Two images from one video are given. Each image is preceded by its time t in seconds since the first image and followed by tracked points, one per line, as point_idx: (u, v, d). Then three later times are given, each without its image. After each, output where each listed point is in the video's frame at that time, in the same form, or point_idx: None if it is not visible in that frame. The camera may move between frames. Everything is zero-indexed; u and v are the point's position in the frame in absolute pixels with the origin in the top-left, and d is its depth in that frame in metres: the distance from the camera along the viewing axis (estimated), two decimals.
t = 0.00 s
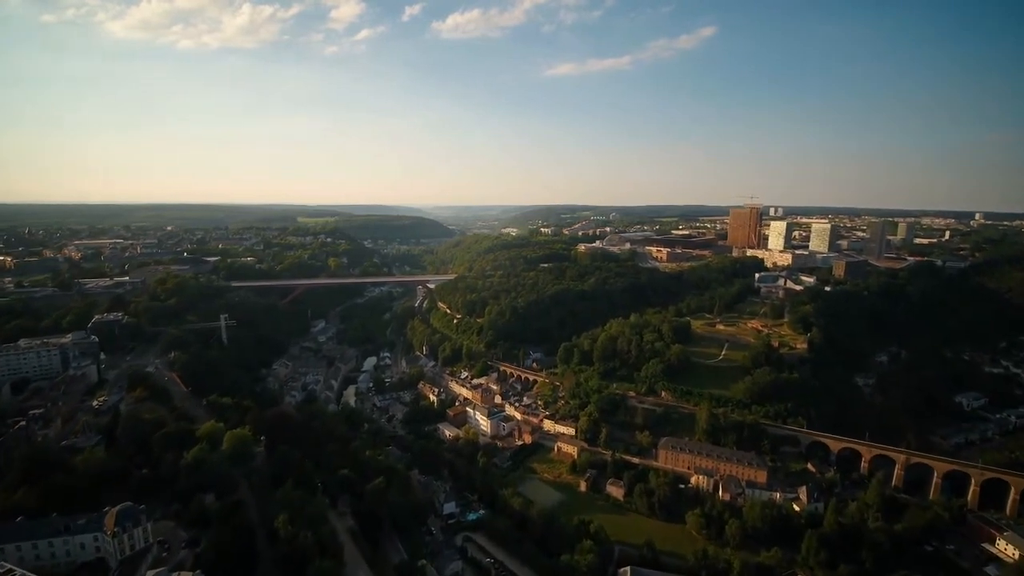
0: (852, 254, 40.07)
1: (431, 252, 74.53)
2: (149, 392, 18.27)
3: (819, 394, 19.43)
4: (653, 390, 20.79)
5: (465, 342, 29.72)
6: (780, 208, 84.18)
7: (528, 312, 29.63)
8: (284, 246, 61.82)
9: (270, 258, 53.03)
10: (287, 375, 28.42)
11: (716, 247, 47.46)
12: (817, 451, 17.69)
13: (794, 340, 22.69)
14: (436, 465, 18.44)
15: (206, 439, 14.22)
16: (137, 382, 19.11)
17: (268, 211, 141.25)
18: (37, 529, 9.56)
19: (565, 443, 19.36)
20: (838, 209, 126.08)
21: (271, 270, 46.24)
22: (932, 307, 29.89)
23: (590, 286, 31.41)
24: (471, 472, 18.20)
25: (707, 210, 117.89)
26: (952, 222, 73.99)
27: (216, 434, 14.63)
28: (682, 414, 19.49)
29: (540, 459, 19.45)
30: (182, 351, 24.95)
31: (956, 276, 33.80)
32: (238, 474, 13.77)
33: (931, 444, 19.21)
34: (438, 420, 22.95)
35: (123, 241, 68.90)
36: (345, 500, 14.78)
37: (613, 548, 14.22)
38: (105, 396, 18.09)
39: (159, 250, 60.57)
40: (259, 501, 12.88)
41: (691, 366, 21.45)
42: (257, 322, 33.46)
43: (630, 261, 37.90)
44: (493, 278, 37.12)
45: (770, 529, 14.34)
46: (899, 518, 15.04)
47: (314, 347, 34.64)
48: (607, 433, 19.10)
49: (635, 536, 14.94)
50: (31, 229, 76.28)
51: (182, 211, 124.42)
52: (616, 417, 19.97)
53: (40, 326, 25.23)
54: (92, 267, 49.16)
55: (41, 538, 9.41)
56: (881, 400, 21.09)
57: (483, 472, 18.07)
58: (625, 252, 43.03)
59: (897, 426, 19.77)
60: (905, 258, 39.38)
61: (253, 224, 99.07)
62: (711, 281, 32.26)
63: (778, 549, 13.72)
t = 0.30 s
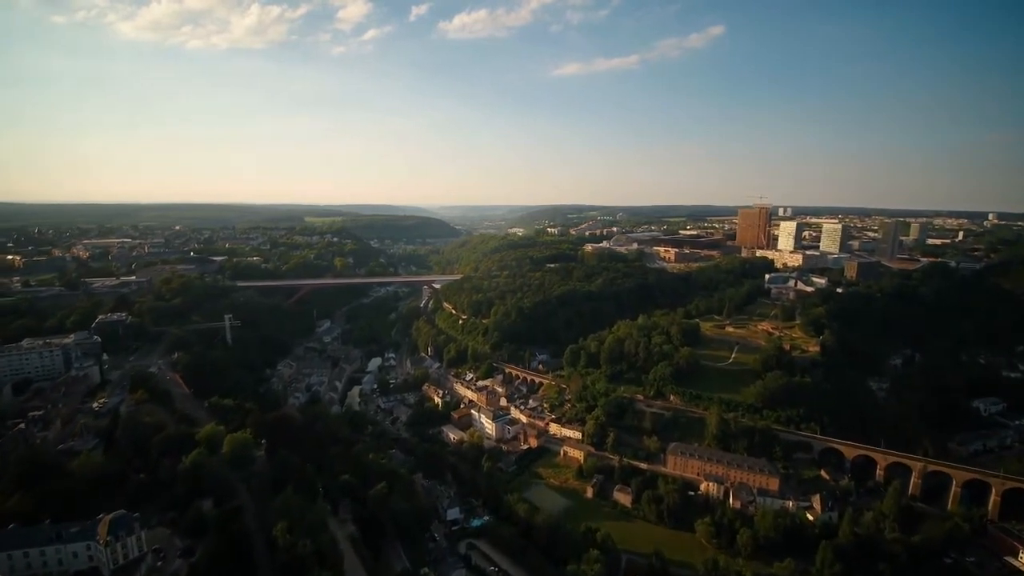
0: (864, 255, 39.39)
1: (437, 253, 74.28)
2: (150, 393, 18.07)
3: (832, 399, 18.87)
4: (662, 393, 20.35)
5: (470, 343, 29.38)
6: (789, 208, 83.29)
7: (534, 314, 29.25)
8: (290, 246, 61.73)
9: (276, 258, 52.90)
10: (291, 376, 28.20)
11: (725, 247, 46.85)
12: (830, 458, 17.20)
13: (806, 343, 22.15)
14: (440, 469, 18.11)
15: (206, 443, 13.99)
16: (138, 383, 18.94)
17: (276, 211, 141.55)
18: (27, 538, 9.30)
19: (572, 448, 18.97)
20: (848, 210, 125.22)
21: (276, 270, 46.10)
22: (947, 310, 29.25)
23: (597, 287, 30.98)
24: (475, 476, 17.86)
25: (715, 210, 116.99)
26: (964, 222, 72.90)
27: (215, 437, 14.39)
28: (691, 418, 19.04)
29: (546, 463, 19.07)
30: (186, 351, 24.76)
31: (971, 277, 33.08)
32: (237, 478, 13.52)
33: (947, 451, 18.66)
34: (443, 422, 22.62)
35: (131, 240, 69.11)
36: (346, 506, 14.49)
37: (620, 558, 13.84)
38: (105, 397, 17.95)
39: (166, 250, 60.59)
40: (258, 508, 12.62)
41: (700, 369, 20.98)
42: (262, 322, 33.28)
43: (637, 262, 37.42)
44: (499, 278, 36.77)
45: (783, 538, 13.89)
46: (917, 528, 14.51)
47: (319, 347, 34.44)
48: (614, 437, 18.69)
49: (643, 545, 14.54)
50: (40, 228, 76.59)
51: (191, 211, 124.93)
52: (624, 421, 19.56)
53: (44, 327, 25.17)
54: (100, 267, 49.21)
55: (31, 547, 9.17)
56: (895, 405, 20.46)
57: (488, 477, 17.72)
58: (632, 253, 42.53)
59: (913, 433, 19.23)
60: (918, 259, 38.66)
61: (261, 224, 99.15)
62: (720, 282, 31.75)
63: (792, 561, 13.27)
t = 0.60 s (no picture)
0: (878, 256, 38.60)
1: (445, 253, 74.01)
2: (152, 395, 17.90)
3: (847, 406, 18.24)
4: (671, 397, 19.88)
5: (476, 344, 29.02)
6: (800, 208, 82.19)
7: (541, 315, 28.85)
8: (298, 246, 61.68)
9: (283, 258, 52.83)
10: (296, 377, 27.98)
11: (735, 248, 46.22)
12: (846, 466, 16.65)
13: (820, 347, 21.57)
14: (445, 474, 17.77)
15: (205, 448, 13.75)
16: (140, 385, 18.78)
17: (284, 211, 141.93)
18: (19, 547, 9.06)
19: (579, 453, 18.55)
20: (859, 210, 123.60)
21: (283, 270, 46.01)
22: (965, 313, 28.44)
23: (605, 288, 30.54)
24: (480, 482, 17.50)
25: (724, 210, 115.83)
26: (981, 222, 71.52)
27: (215, 442, 14.15)
28: (702, 423, 18.56)
29: (552, 468, 18.66)
30: (190, 352, 24.61)
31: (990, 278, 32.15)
32: (237, 483, 13.28)
33: (968, 459, 18.03)
34: (448, 426, 22.27)
35: (140, 240, 69.39)
36: (347, 513, 14.18)
37: (629, 569, 13.42)
38: (107, 399, 17.82)
39: (174, 249, 60.74)
40: (257, 515, 12.35)
41: (711, 373, 20.48)
42: (268, 322, 33.10)
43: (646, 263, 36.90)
44: (505, 279, 36.41)
45: (798, 550, 13.41)
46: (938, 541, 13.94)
47: (325, 348, 34.24)
48: (623, 443, 18.25)
49: (653, 556, 14.10)
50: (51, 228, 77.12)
51: (201, 211, 125.52)
52: (632, 426, 19.11)
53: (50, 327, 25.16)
54: (108, 266, 49.35)
55: (21, 557, 8.94)
56: (912, 412, 19.76)
57: (494, 483, 17.35)
58: (641, 253, 42.02)
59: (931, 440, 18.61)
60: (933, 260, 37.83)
61: (269, 223, 99.25)
62: (730, 283, 31.20)
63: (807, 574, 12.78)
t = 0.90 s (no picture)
0: (893, 257, 37.80)
1: (452, 252, 73.72)
2: (155, 397, 17.75)
3: (864, 411, 17.72)
4: (682, 402, 19.42)
5: (483, 346, 28.66)
6: (812, 208, 81.05)
7: (549, 317, 28.47)
8: (306, 245, 61.63)
9: (291, 258, 52.74)
10: (302, 377, 27.78)
11: (746, 248, 45.55)
12: (863, 474, 16.12)
13: (836, 350, 21.00)
14: (450, 478, 17.44)
15: (206, 453, 13.53)
16: (144, 387, 18.65)
17: (293, 211, 142.37)
18: (12, 555, 8.85)
19: (587, 458, 18.12)
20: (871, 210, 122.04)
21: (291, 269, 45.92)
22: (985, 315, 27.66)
23: (614, 289, 30.08)
24: (486, 487, 17.16)
25: (734, 210, 114.66)
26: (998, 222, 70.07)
27: (216, 445, 13.92)
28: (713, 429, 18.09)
29: (560, 473, 18.24)
30: (195, 353, 24.47)
31: (1011, 279, 31.29)
32: (237, 488, 13.04)
33: (990, 467, 17.41)
34: (454, 428, 21.95)
35: (151, 239, 69.71)
36: (349, 519, 13.88)
37: None
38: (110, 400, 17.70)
39: (183, 249, 60.90)
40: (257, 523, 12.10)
41: (723, 376, 19.98)
42: (274, 322, 32.94)
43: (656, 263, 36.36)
44: (513, 279, 36.04)
45: (815, 562, 12.90)
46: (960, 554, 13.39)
47: (331, 348, 34.07)
48: (632, 448, 17.82)
49: (663, 566, 13.67)
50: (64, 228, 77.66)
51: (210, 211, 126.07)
52: (642, 430, 18.67)
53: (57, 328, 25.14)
54: (118, 266, 49.52)
55: (13, 566, 8.70)
56: (931, 416, 19.23)
57: (500, 488, 16.99)
58: (651, 254, 41.49)
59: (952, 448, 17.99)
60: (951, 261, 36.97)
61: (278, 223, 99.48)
62: (742, 284, 30.64)
63: None
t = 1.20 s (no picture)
0: (913, 259, 36.86)
1: (463, 252, 73.42)
2: (161, 399, 17.62)
3: (886, 419, 17.14)
4: (696, 406, 18.92)
5: (492, 347, 28.29)
6: (827, 208, 79.75)
7: (559, 318, 28.05)
8: (317, 245, 61.62)
9: (301, 258, 52.72)
10: (310, 378, 27.60)
11: (761, 249, 44.76)
12: (885, 484, 15.52)
13: (855, 355, 20.33)
14: (458, 483, 17.10)
15: (208, 457, 13.34)
16: (151, 388, 18.54)
17: (305, 211, 143.03)
18: (6, 563, 8.64)
19: (597, 464, 17.68)
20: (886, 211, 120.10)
21: (301, 269, 45.89)
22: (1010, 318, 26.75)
23: (625, 291, 29.57)
24: (494, 492, 16.80)
25: (747, 210, 113.20)
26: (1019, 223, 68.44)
27: (219, 449, 13.71)
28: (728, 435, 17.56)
29: (569, 480, 17.81)
30: (204, 353, 24.37)
31: None
32: (240, 493, 12.83)
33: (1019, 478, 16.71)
34: (462, 432, 21.60)
35: (164, 239, 70.18)
36: (353, 526, 13.59)
37: None
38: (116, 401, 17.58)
39: (195, 248, 61.17)
40: (259, 532, 11.86)
41: (738, 381, 19.42)
42: (283, 322, 32.82)
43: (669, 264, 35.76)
44: (523, 280, 35.66)
45: None
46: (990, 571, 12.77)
47: (340, 348, 33.92)
48: (644, 455, 17.36)
49: None
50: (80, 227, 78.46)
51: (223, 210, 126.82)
52: (654, 436, 18.19)
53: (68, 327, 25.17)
54: (130, 265, 49.77)
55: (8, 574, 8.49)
56: (956, 424, 18.52)
57: (508, 494, 16.61)
58: (663, 254, 40.87)
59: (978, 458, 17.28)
60: (973, 263, 35.95)
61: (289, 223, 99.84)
62: (756, 286, 29.99)
63: None
